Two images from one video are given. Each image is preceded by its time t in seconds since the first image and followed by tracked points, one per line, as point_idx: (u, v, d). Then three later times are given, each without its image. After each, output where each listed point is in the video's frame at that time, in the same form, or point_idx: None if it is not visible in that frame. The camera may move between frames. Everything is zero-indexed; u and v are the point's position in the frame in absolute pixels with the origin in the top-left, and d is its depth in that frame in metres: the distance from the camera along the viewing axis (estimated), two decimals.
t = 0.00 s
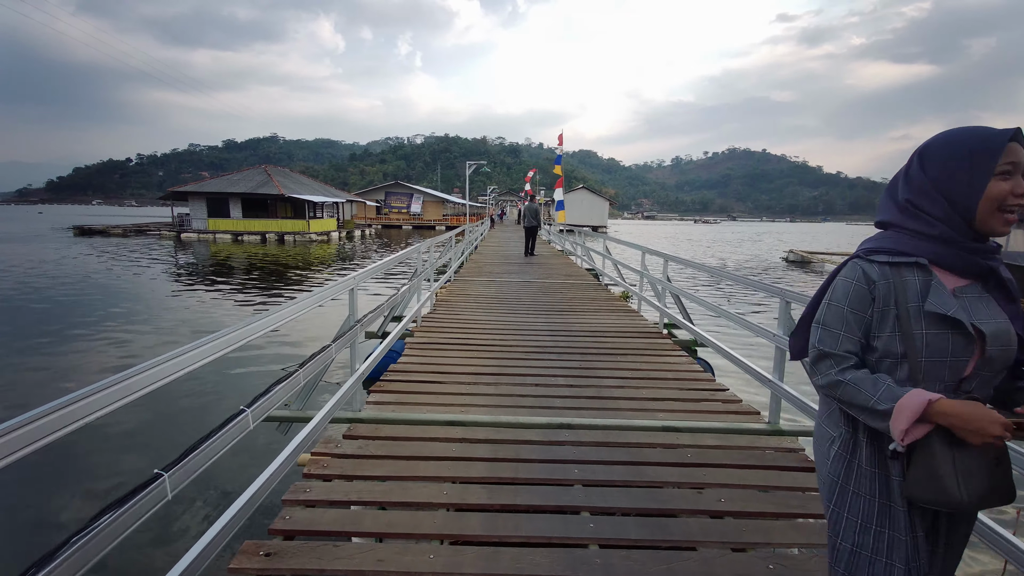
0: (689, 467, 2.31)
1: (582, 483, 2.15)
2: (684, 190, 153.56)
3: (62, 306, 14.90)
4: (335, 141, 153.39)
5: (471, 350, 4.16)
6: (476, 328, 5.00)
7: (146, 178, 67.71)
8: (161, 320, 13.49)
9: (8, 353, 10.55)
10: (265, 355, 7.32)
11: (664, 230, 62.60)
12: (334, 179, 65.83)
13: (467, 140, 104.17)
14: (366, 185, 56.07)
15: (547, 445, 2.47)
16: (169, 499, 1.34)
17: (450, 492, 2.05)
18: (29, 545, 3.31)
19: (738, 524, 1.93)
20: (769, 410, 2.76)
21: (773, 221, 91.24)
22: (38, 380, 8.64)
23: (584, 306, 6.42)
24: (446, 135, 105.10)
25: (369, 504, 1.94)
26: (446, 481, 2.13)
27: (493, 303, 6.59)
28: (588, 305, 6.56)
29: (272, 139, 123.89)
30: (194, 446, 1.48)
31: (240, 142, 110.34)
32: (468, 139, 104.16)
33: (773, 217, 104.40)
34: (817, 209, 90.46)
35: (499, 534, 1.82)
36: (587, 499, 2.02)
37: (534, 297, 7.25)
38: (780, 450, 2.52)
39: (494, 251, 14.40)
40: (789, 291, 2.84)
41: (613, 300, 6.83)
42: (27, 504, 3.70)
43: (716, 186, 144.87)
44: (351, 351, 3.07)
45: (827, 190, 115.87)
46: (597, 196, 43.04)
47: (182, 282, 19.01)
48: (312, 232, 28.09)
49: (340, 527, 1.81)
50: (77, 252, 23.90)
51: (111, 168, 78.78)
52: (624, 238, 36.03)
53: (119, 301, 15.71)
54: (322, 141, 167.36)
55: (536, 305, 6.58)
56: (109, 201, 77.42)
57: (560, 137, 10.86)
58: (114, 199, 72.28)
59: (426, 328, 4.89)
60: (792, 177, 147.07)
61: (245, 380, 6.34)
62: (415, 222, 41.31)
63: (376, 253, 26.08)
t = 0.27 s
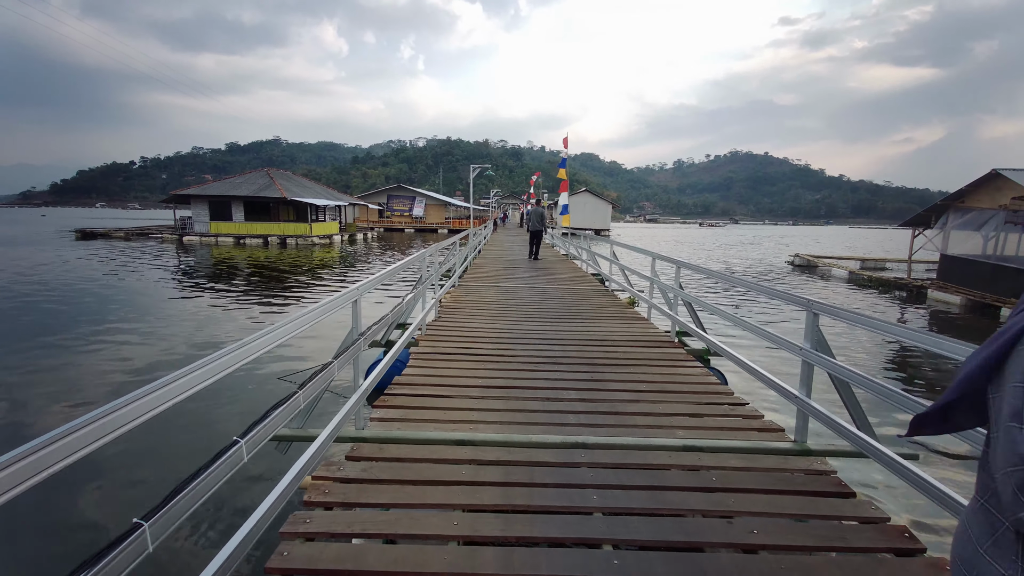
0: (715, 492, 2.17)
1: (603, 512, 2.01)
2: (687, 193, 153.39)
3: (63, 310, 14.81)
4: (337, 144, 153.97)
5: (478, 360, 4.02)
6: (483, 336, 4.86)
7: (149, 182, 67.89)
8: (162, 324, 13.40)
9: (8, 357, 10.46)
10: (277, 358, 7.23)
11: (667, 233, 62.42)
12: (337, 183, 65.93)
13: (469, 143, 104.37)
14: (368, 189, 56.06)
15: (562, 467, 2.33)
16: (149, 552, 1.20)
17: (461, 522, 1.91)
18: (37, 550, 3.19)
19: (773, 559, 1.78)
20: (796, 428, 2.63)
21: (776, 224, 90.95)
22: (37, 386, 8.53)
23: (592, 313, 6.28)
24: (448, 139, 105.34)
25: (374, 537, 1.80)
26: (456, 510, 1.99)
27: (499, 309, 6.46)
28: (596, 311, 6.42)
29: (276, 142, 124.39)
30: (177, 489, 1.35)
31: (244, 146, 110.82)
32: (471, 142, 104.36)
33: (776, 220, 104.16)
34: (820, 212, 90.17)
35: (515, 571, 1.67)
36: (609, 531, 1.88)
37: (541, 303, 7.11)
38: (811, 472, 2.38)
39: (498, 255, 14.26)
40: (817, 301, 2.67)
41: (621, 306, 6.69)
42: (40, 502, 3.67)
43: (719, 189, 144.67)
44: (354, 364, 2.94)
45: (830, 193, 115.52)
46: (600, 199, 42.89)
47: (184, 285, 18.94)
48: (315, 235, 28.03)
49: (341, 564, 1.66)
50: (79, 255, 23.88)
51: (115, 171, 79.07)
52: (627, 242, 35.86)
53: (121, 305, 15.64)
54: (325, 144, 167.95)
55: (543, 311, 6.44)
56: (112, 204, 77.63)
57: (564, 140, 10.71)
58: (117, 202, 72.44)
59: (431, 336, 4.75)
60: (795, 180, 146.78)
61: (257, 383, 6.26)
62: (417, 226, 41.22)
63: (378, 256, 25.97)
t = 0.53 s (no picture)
0: (741, 524, 2.02)
1: (622, 548, 1.87)
2: (687, 200, 153.54)
3: (61, 316, 14.67)
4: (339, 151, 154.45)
5: (483, 373, 3.87)
6: (488, 348, 4.72)
7: (150, 188, 67.95)
8: (160, 330, 13.24)
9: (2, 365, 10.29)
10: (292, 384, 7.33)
11: (668, 240, 62.36)
12: (337, 189, 65.96)
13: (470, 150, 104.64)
14: (369, 195, 56.04)
15: (576, 495, 2.19)
16: None
17: (470, 561, 1.76)
18: None
19: None
20: (824, 450, 2.48)
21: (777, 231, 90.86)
22: (32, 394, 8.37)
23: (598, 322, 6.14)
24: (448, 145, 105.63)
25: None
26: (463, 547, 1.85)
27: (502, 319, 6.33)
28: (601, 319, 6.29)
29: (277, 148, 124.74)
30: (154, 546, 1.27)
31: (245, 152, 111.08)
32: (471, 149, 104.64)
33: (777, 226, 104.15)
34: (821, 219, 90.11)
35: None
36: (629, 570, 1.74)
37: (545, 312, 6.97)
38: (842, 500, 2.24)
39: (500, 262, 14.13)
40: (843, 314, 2.50)
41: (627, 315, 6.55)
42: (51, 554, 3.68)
43: (719, 196, 144.81)
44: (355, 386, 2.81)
45: (831, 200, 115.60)
46: (602, 205, 42.82)
47: (184, 292, 18.80)
48: (315, 242, 27.92)
49: None
50: (78, 261, 23.73)
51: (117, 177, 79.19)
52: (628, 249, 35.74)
53: (119, 311, 15.49)
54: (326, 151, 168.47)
55: (548, 320, 6.30)
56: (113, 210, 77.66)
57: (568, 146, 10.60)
58: (118, 208, 72.45)
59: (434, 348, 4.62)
60: (795, 187, 146.91)
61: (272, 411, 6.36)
62: (418, 232, 41.12)
63: (379, 262, 25.85)
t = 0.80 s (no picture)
0: (764, 554, 1.88)
1: None
2: (688, 207, 153.73)
3: (59, 322, 14.55)
4: (340, 159, 155.23)
5: (484, 384, 3.74)
6: (491, 358, 4.58)
7: (151, 194, 68.02)
8: (158, 336, 13.13)
9: None
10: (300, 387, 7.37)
11: (669, 247, 62.28)
12: (338, 196, 66.21)
13: (471, 157, 104.95)
14: (369, 201, 56.08)
15: (585, 519, 2.05)
16: None
17: None
18: None
19: None
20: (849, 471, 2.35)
21: (778, 237, 90.74)
22: (25, 401, 8.25)
23: (602, 330, 6.00)
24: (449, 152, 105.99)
25: None
26: None
27: (504, 326, 6.21)
28: (605, 327, 6.15)
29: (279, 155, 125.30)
30: None
31: (247, 159, 111.61)
32: (472, 156, 104.91)
33: (778, 233, 104.08)
34: (822, 225, 90.02)
35: None
36: None
37: (547, 319, 6.84)
38: (871, 526, 2.09)
39: (501, 268, 14.00)
40: (867, 327, 2.37)
41: (631, 322, 6.42)
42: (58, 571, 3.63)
43: (720, 202, 144.90)
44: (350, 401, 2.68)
45: (832, 206, 115.61)
46: (603, 212, 42.75)
47: (183, 298, 18.73)
48: (316, 248, 27.87)
49: None
50: (78, 267, 23.70)
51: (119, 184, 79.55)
52: (630, 255, 35.62)
53: (118, 317, 15.42)
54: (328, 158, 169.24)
55: (552, 328, 6.16)
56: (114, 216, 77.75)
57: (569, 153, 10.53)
58: (120, 215, 72.64)
59: (435, 359, 4.47)
60: (795, 193, 147.01)
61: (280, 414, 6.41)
62: (419, 238, 41.09)
63: (380, 269, 25.76)
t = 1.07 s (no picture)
0: None
1: None
2: (688, 214, 153.89)
3: (54, 331, 14.40)
4: (341, 167, 155.74)
5: (482, 399, 3.58)
6: (490, 371, 4.42)
7: (153, 203, 68.18)
8: (153, 345, 12.97)
9: None
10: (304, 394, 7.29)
11: (669, 254, 62.19)
12: (339, 204, 66.29)
13: (471, 165, 105.20)
14: (370, 210, 56.11)
15: (590, 553, 1.90)
16: None
17: None
18: None
19: None
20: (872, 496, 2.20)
21: (779, 245, 90.65)
22: (14, 410, 8.10)
23: (604, 340, 5.84)
24: (450, 160, 106.28)
25: None
26: None
27: (504, 336, 6.05)
28: (607, 337, 5.99)
29: (280, 163, 125.74)
30: None
31: (248, 167, 112.00)
32: (472, 164, 105.17)
33: (778, 240, 104.00)
34: (822, 232, 89.96)
35: None
36: None
37: (548, 328, 6.68)
38: (899, 560, 1.93)
39: (501, 277, 13.87)
40: (890, 342, 2.23)
41: (634, 332, 6.27)
42: None
43: (720, 210, 145.05)
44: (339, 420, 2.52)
45: (832, 214, 115.70)
46: (603, 219, 42.67)
47: (180, 306, 18.59)
48: (315, 256, 27.74)
49: None
50: (76, 275, 23.61)
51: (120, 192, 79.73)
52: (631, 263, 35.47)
53: (114, 325, 15.27)
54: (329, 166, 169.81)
55: (554, 338, 5.99)
56: (115, 225, 77.88)
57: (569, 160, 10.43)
58: (121, 223, 72.73)
59: (432, 371, 4.31)
60: (796, 201, 147.17)
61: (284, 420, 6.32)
62: (419, 246, 41.01)
63: (379, 277, 25.63)
